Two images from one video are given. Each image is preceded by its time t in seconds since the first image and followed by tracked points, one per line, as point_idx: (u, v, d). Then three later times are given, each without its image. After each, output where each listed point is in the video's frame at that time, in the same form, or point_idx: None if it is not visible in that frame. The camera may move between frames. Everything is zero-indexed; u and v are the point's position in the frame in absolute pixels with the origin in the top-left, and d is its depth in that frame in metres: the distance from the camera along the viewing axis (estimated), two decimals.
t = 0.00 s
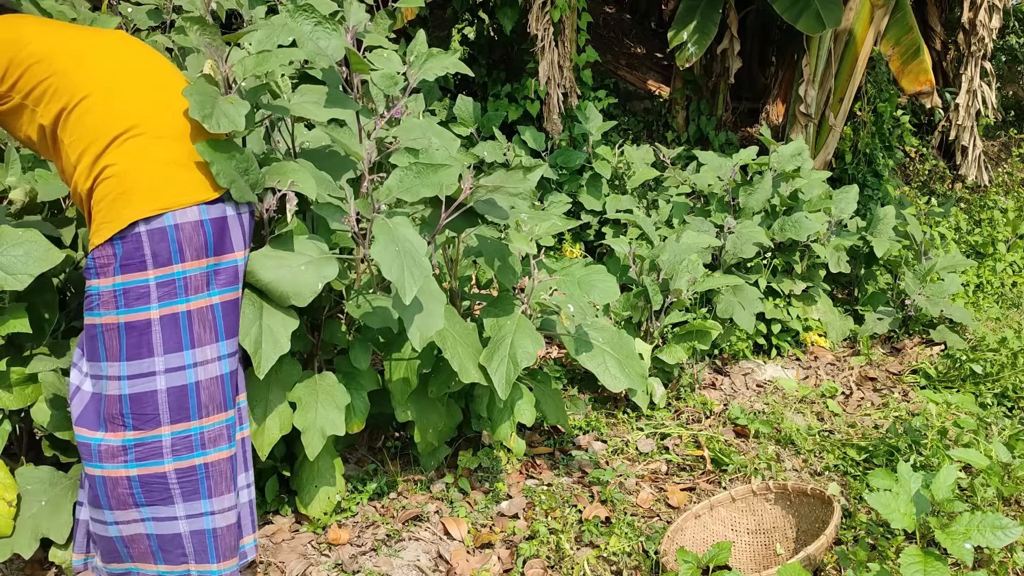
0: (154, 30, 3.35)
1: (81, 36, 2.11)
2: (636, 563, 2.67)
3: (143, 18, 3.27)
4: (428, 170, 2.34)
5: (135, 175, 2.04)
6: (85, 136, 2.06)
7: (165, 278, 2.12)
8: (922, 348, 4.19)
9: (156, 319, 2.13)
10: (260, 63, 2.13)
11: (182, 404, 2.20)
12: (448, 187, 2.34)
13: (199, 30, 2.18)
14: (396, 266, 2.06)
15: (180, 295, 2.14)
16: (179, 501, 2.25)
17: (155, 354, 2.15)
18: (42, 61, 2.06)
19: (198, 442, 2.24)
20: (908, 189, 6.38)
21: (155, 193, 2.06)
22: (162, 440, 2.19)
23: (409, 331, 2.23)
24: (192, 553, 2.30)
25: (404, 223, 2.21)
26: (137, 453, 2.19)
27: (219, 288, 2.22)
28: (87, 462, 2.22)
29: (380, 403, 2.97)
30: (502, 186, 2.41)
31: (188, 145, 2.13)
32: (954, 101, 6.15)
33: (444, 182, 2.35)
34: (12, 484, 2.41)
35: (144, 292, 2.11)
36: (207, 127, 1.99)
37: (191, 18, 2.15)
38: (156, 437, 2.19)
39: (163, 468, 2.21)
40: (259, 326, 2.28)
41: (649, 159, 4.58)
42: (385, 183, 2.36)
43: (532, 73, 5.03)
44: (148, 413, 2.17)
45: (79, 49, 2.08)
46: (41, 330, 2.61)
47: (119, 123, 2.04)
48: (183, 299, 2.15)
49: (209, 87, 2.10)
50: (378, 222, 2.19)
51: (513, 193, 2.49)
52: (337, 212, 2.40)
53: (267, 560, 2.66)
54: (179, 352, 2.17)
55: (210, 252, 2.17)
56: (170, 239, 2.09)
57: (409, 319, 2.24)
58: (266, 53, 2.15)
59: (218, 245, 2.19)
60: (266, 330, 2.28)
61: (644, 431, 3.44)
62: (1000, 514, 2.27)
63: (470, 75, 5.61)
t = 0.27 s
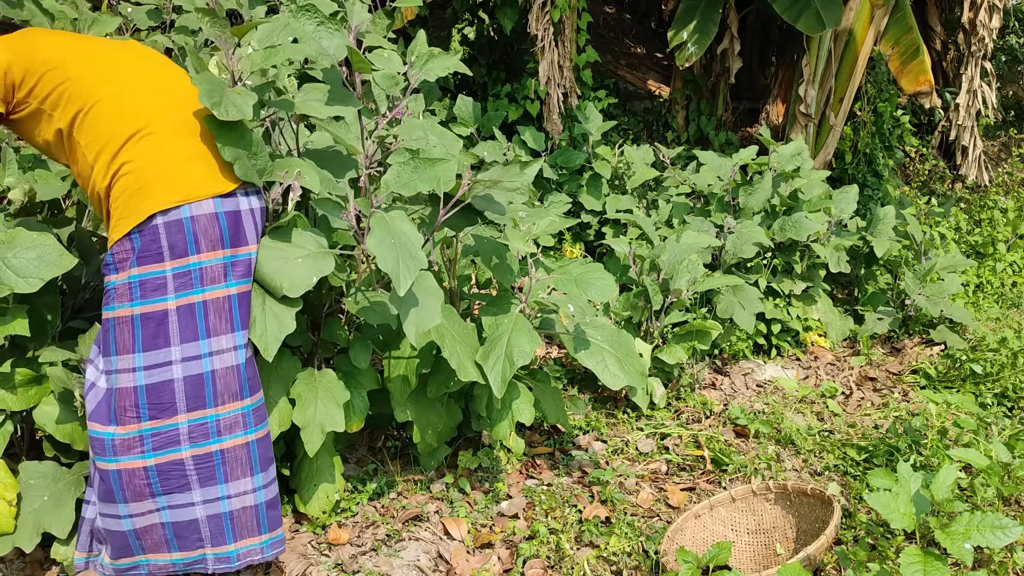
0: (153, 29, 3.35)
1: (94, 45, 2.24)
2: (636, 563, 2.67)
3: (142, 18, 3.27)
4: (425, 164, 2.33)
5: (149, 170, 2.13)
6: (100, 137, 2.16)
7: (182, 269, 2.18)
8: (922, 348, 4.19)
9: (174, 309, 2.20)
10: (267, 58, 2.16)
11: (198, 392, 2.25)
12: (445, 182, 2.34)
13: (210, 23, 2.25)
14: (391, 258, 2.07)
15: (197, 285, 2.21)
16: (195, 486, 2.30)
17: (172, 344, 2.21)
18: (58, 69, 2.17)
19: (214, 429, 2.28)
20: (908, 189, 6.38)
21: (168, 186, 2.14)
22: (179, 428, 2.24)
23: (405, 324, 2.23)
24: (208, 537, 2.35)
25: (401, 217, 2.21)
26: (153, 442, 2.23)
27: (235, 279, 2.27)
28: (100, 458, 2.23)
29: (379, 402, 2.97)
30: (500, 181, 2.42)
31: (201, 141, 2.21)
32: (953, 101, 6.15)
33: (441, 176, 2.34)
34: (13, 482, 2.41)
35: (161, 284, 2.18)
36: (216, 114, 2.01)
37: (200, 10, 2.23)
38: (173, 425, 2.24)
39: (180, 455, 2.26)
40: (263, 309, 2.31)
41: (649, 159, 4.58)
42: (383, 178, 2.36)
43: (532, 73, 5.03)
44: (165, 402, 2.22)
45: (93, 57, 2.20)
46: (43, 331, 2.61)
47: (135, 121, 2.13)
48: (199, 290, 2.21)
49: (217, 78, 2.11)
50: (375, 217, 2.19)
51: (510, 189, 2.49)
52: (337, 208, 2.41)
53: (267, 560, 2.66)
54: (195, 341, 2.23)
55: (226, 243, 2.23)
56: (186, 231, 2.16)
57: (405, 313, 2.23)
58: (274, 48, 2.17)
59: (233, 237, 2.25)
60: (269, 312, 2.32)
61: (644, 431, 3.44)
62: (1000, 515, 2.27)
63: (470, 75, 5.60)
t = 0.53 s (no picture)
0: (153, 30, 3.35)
1: (101, 47, 2.25)
2: (636, 563, 2.67)
3: (142, 18, 3.27)
4: (433, 167, 2.34)
5: (165, 167, 2.16)
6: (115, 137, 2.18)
7: (196, 263, 2.22)
8: (922, 348, 4.19)
9: (187, 303, 2.23)
10: (275, 55, 2.21)
11: (209, 385, 2.28)
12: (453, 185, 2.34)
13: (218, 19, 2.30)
14: (395, 259, 2.07)
15: (210, 280, 2.24)
16: (204, 479, 2.32)
17: (184, 337, 2.24)
18: (69, 73, 2.19)
19: (225, 422, 2.31)
20: (908, 189, 6.38)
21: (184, 183, 2.17)
22: (190, 420, 2.27)
23: (407, 326, 2.23)
24: (215, 530, 2.38)
25: (406, 218, 2.21)
26: (164, 434, 2.26)
27: (247, 274, 2.30)
28: (110, 451, 2.24)
29: (380, 402, 2.98)
30: (506, 186, 2.43)
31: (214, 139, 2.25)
32: (953, 101, 6.15)
33: (448, 180, 2.35)
34: (11, 479, 2.41)
35: (175, 277, 2.21)
36: (220, 106, 2.03)
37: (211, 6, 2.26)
38: (184, 417, 2.27)
39: (190, 447, 2.29)
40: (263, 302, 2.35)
41: (649, 159, 4.58)
42: (389, 180, 2.36)
43: (532, 73, 5.03)
44: (176, 394, 2.25)
45: (102, 58, 2.21)
46: (40, 328, 2.58)
47: (148, 121, 2.16)
48: (212, 283, 2.25)
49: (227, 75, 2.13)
50: (379, 218, 2.19)
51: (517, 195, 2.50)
52: (342, 208, 2.43)
53: (267, 560, 2.66)
54: (208, 334, 2.25)
55: (239, 239, 2.27)
56: (201, 226, 2.20)
57: (408, 314, 2.23)
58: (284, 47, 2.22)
59: (246, 232, 2.28)
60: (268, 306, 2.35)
61: (644, 431, 3.44)
62: (1000, 514, 2.27)
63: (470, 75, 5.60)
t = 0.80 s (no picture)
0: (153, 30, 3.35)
1: (106, 41, 2.18)
2: (636, 563, 2.67)
3: (142, 18, 3.27)
4: (435, 164, 2.31)
5: (184, 166, 2.14)
6: (128, 134, 2.13)
7: (214, 262, 2.23)
8: (922, 348, 4.18)
9: (205, 301, 2.24)
10: (285, 53, 2.27)
11: (227, 382, 2.30)
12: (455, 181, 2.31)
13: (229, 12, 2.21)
14: (397, 254, 2.07)
15: (228, 278, 2.26)
16: (220, 476, 2.35)
17: (202, 334, 2.25)
18: (77, 70, 2.12)
19: (241, 418, 2.35)
20: (908, 189, 6.37)
21: (203, 182, 2.16)
22: (207, 416, 2.30)
23: (409, 321, 2.23)
24: (229, 529, 2.40)
25: (409, 214, 2.21)
26: (182, 431, 2.28)
27: (260, 274, 2.33)
28: (128, 447, 2.23)
29: (380, 402, 2.97)
30: (507, 184, 2.42)
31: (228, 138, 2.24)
32: (953, 101, 6.14)
33: (451, 177, 2.32)
34: (12, 476, 2.41)
35: (193, 276, 2.21)
36: (233, 99, 2.03)
37: None
38: (201, 413, 2.29)
39: (206, 443, 2.32)
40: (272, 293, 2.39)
41: (649, 159, 4.58)
42: (393, 177, 2.34)
43: (532, 73, 5.03)
44: (194, 391, 2.27)
45: (109, 52, 2.14)
46: (40, 327, 2.57)
47: (165, 118, 2.13)
48: (230, 282, 2.27)
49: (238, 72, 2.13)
50: (381, 213, 2.19)
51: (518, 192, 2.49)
52: (345, 205, 2.38)
53: (267, 560, 2.66)
54: (225, 331, 2.28)
55: (255, 239, 2.29)
56: (219, 225, 2.21)
57: (409, 310, 2.24)
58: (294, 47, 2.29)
59: (261, 232, 2.31)
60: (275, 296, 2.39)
61: (644, 431, 3.44)
62: (1000, 514, 2.27)
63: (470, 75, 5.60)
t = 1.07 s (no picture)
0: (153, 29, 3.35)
1: (114, 40, 2.11)
2: (636, 563, 2.67)
3: (142, 18, 3.27)
4: (440, 164, 2.32)
5: (206, 170, 2.12)
6: (145, 138, 2.08)
7: (238, 266, 2.22)
8: (922, 348, 4.18)
9: (230, 306, 2.23)
10: (292, 56, 2.25)
11: (252, 386, 2.29)
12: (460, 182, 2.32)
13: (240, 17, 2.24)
14: (407, 253, 2.06)
15: (251, 282, 2.25)
16: (249, 480, 2.34)
17: (227, 339, 2.23)
18: (91, 68, 2.05)
19: (267, 421, 2.34)
20: (908, 189, 6.38)
21: (225, 186, 2.14)
22: (234, 421, 2.29)
23: (415, 322, 2.22)
24: (260, 532, 2.39)
25: (416, 214, 2.20)
26: (211, 437, 2.26)
27: (279, 277, 2.33)
28: (157, 457, 2.22)
29: (380, 402, 2.97)
30: (511, 183, 2.42)
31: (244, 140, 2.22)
32: (953, 101, 6.14)
33: (457, 177, 2.33)
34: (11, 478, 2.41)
35: (218, 281, 2.19)
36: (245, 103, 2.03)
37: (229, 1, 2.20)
38: (229, 418, 2.28)
39: (234, 448, 2.31)
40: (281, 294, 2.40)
41: (649, 159, 4.58)
42: (398, 177, 2.34)
43: (532, 73, 5.03)
44: (221, 397, 2.25)
45: (122, 51, 2.08)
46: (41, 327, 2.57)
47: (183, 121, 2.09)
48: (254, 286, 2.26)
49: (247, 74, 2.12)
50: (388, 214, 2.18)
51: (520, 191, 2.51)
52: (350, 204, 2.40)
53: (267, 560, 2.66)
54: (250, 336, 2.27)
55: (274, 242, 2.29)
56: (242, 229, 2.20)
57: (417, 311, 2.23)
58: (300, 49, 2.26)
59: (276, 235, 2.32)
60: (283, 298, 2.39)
61: (644, 431, 3.44)
62: (1000, 514, 2.27)
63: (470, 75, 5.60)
